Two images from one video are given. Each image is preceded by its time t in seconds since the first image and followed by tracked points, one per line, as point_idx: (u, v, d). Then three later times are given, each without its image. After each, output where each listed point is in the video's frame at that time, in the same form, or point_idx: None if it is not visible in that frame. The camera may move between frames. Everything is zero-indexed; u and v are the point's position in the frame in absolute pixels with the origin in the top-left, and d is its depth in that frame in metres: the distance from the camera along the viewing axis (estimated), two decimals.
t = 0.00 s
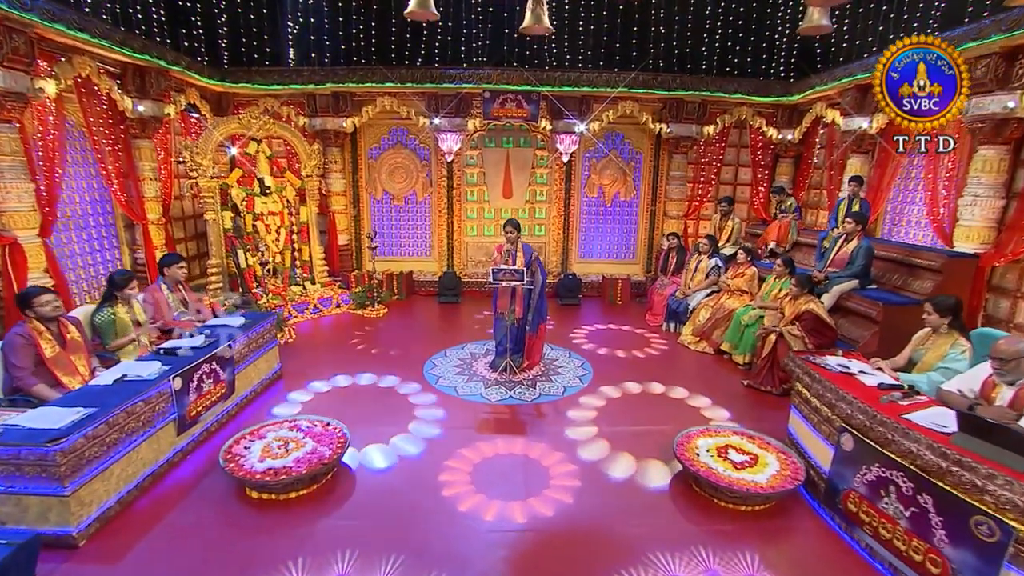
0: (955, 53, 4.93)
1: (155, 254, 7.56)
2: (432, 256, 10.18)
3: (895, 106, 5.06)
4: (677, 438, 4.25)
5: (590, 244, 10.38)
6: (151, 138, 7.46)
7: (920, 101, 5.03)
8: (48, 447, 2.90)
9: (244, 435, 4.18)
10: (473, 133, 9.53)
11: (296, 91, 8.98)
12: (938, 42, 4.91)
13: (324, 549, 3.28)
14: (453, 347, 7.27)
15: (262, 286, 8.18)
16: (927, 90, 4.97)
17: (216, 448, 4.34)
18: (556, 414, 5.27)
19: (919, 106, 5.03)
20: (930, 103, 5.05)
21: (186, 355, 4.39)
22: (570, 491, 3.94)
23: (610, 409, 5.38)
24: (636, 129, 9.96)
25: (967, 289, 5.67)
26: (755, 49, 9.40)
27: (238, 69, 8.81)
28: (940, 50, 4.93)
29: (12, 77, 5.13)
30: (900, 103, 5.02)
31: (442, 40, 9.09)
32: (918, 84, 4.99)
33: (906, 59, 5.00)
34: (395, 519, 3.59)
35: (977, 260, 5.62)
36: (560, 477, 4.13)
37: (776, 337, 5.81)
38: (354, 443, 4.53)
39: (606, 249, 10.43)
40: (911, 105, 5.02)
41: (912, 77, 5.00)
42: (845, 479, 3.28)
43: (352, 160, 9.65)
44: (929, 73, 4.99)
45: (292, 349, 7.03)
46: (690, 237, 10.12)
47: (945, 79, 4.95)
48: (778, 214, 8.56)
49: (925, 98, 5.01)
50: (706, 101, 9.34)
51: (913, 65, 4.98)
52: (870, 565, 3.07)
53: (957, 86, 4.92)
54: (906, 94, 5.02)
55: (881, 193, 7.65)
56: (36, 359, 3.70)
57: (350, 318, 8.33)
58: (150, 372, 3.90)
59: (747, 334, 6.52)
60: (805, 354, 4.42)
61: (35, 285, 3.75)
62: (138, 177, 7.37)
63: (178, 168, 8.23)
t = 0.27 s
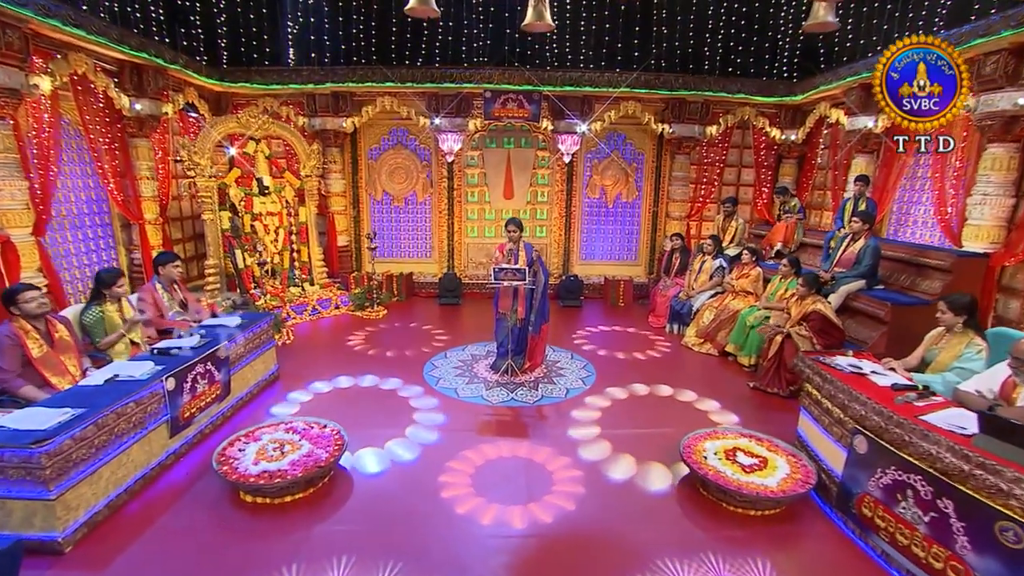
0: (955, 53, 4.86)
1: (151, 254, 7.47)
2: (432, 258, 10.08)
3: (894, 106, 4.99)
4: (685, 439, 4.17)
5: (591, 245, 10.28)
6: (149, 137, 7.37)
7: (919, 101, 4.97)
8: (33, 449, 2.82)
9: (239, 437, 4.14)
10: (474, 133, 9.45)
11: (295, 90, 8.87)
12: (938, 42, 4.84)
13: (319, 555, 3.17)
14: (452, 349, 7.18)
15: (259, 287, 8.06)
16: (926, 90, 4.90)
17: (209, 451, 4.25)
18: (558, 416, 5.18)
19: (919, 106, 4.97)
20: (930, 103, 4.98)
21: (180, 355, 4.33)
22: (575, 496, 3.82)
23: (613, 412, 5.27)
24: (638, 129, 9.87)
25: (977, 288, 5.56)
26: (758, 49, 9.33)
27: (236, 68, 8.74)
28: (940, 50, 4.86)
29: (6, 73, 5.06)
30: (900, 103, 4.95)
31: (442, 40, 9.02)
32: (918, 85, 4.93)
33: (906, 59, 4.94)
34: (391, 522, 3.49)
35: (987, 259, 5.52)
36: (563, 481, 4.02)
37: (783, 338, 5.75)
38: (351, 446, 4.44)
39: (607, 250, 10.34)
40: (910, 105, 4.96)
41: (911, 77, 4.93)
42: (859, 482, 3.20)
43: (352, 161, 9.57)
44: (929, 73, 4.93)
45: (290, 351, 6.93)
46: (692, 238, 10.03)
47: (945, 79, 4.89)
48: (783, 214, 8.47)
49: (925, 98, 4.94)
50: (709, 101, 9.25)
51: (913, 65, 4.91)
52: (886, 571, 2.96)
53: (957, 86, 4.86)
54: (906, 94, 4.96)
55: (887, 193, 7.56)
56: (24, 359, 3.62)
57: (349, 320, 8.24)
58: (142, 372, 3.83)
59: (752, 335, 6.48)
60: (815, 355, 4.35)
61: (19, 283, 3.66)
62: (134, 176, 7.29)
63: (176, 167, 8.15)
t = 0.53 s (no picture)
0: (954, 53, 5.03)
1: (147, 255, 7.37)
2: (432, 259, 9.98)
3: (895, 106, 5.16)
4: (693, 443, 4.13)
5: (593, 247, 10.18)
6: (146, 136, 7.28)
7: (920, 101, 5.13)
8: (13, 452, 2.75)
9: (233, 440, 4.03)
10: (475, 134, 9.37)
11: (294, 90, 8.70)
12: (939, 43, 5.00)
13: (314, 563, 3.06)
14: (452, 350, 7.11)
15: (257, 288, 7.93)
16: (926, 90, 5.07)
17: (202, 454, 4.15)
18: (560, 419, 5.09)
19: (919, 105, 5.13)
20: (930, 102, 5.14)
21: (173, 356, 4.26)
22: (577, 503, 3.69)
23: (617, 415, 5.19)
24: (640, 130, 9.78)
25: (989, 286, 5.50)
26: (760, 49, 9.26)
27: (235, 69, 8.55)
28: (940, 50, 5.03)
29: None
30: (900, 103, 5.13)
31: (443, 39, 8.94)
32: (918, 85, 5.10)
33: (906, 59, 5.10)
34: (386, 527, 3.39)
35: (999, 257, 5.45)
36: (567, 484, 3.94)
37: (790, 338, 5.74)
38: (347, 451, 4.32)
39: (609, 251, 10.23)
40: (911, 105, 5.13)
41: (911, 77, 5.11)
42: (877, 486, 3.14)
43: (352, 162, 9.47)
44: (929, 73, 5.11)
45: (287, 353, 6.82)
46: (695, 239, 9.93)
47: (945, 79, 5.07)
48: (787, 214, 8.38)
49: (925, 98, 5.12)
50: (712, 100, 9.14)
51: (913, 65, 5.08)
52: None
53: (956, 86, 5.05)
54: (906, 94, 5.13)
55: (893, 192, 7.44)
56: (8, 359, 3.55)
57: (348, 322, 8.15)
58: (132, 373, 3.76)
59: (758, 335, 6.45)
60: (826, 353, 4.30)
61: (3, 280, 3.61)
62: (131, 176, 7.20)
63: (173, 168, 8.07)
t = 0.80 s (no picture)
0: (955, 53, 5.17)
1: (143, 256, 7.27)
2: (432, 260, 9.88)
3: (896, 106, 5.27)
4: (698, 445, 4.10)
5: (595, 247, 10.08)
6: (142, 135, 7.20)
7: (920, 101, 5.25)
8: None
9: (225, 441, 4.01)
10: (474, 133, 9.28)
11: (292, 89, 8.51)
12: (938, 43, 5.15)
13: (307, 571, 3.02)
14: (452, 351, 7.05)
15: (254, 288, 7.83)
16: (926, 90, 5.19)
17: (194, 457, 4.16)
18: (562, 419, 5.06)
19: (919, 105, 5.24)
20: (931, 102, 5.28)
21: (164, 356, 4.27)
22: (580, 509, 3.65)
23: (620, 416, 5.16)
24: (641, 128, 9.69)
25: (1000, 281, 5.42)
26: (762, 47, 9.17)
27: (233, 67, 8.37)
28: (939, 51, 5.18)
29: None
30: (900, 103, 5.24)
31: (442, 38, 8.84)
32: (918, 85, 5.22)
33: (906, 60, 5.24)
34: (381, 530, 3.39)
35: (1010, 253, 5.37)
36: (570, 486, 3.92)
37: (798, 337, 5.74)
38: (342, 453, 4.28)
39: (611, 252, 10.13)
40: (911, 105, 5.24)
41: (911, 77, 5.24)
42: (894, 488, 3.13)
43: (350, 162, 9.38)
44: (928, 73, 5.26)
45: (284, 356, 6.74)
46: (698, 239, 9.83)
47: (945, 79, 5.20)
48: (791, 213, 8.29)
49: (925, 97, 5.25)
50: (714, 98, 9.02)
51: (913, 65, 5.20)
52: None
53: (956, 86, 5.19)
54: (906, 94, 5.24)
55: (899, 190, 7.37)
56: None
57: (347, 323, 8.09)
58: (120, 373, 3.76)
59: (765, 334, 6.49)
60: (837, 352, 4.28)
61: None
62: (127, 175, 7.11)
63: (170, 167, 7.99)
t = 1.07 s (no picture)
0: (955, 52, 5.06)
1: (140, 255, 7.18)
2: (432, 261, 9.79)
3: (896, 106, 5.19)
4: (705, 445, 4.21)
5: (596, 247, 10.00)
6: (138, 134, 7.13)
7: (920, 101, 5.17)
8: None
9: (218, 442, 4.13)
10: (474, 132, 9.20)
11: (291, 88, 8.41)
12: (938, 43, 5.05)
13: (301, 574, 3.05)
14: (452, 352, 7.10)
15: (251, 288, 7.75)
16: (926, 90, 5.10)
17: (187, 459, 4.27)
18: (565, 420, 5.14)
19: (919, 105, 5.17)
20: (931, 102, 5.18)
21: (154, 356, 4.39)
22: (581, 512, 3.64)
23: (621, 417, 5.26)
24: (642, 126, 9.61)
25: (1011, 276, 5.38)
26: (764, 44, 9.06)
27: (230, 66, 8.28)
28: (940, 50, 5.07)
29: None
30: (900, 103, 5.17)
31: (442, 36, 8.74)
32: (918, 85, 5.13)
33: (906, 59, 5.14)
34: (375, 532, 3.41)
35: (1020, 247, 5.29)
36: (573, 487, 3.98)
37: (803, 335, 5.83)
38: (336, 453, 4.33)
39: (613, 252, 10.05)
40: (911, 105, 5.17)
41: (911, 77, 5.15)
42: (908, 488, 3.10)
43: (349, 161, 9.30)
44: (929, 73, 5.15)
45: (280, 359, 6.76)
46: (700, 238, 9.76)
47: (945, 79, 5.10)
48: (795, 210, 8.20)
49: (926, 98, 5.15)
50: (716, 96, 8.94)
51: (913, 64, 5.11)
52: None
53: (957, 86, 5.08)
54: (906, 94, 5.17)
55: (904, 188, 7.31)
56: None
57: (346, 324, 8.06)
58: (109, 373, 3.88)
59: (769, 333, 6.51)
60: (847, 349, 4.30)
61: None
62: (123, 174, 7.03)
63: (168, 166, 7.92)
